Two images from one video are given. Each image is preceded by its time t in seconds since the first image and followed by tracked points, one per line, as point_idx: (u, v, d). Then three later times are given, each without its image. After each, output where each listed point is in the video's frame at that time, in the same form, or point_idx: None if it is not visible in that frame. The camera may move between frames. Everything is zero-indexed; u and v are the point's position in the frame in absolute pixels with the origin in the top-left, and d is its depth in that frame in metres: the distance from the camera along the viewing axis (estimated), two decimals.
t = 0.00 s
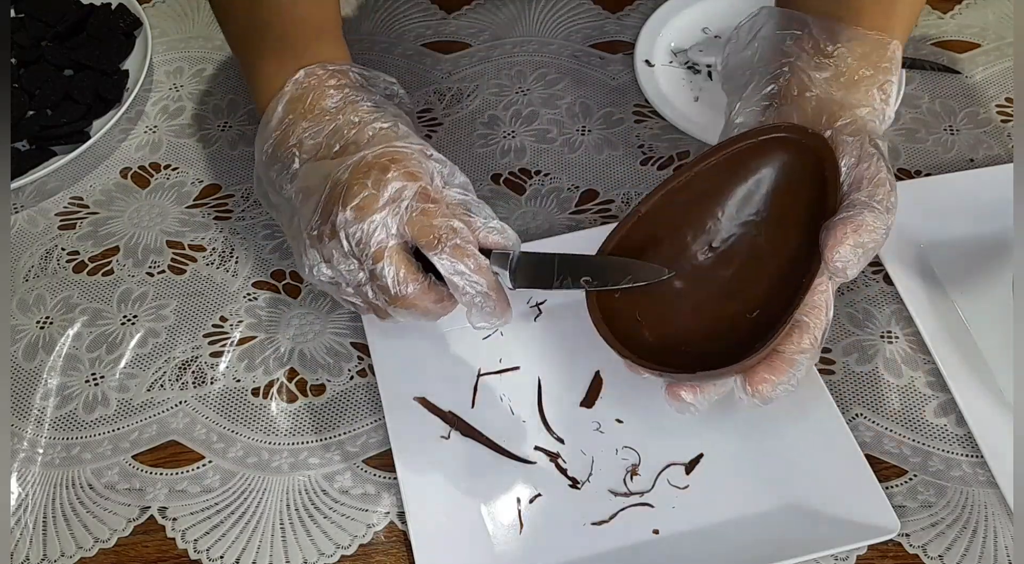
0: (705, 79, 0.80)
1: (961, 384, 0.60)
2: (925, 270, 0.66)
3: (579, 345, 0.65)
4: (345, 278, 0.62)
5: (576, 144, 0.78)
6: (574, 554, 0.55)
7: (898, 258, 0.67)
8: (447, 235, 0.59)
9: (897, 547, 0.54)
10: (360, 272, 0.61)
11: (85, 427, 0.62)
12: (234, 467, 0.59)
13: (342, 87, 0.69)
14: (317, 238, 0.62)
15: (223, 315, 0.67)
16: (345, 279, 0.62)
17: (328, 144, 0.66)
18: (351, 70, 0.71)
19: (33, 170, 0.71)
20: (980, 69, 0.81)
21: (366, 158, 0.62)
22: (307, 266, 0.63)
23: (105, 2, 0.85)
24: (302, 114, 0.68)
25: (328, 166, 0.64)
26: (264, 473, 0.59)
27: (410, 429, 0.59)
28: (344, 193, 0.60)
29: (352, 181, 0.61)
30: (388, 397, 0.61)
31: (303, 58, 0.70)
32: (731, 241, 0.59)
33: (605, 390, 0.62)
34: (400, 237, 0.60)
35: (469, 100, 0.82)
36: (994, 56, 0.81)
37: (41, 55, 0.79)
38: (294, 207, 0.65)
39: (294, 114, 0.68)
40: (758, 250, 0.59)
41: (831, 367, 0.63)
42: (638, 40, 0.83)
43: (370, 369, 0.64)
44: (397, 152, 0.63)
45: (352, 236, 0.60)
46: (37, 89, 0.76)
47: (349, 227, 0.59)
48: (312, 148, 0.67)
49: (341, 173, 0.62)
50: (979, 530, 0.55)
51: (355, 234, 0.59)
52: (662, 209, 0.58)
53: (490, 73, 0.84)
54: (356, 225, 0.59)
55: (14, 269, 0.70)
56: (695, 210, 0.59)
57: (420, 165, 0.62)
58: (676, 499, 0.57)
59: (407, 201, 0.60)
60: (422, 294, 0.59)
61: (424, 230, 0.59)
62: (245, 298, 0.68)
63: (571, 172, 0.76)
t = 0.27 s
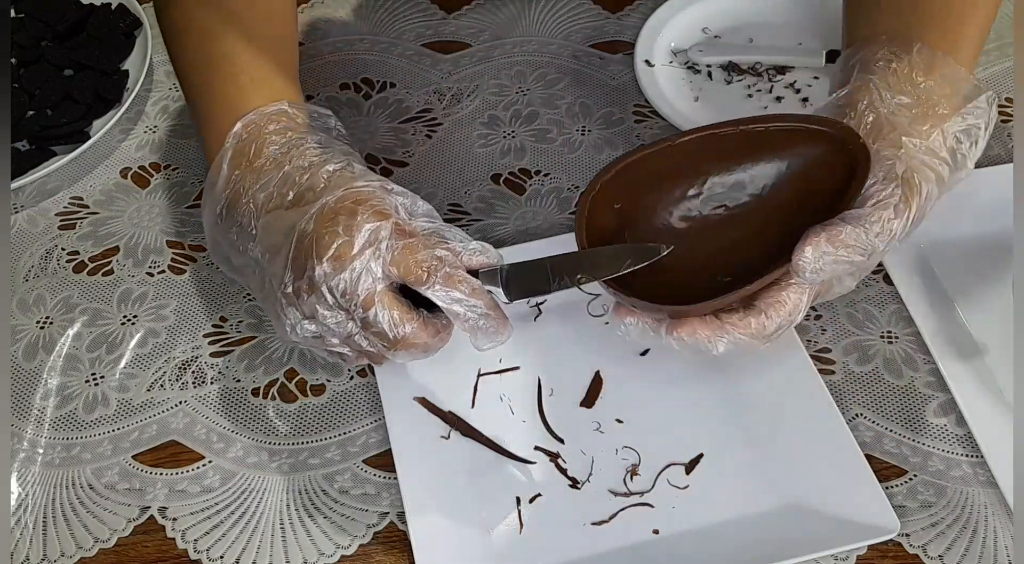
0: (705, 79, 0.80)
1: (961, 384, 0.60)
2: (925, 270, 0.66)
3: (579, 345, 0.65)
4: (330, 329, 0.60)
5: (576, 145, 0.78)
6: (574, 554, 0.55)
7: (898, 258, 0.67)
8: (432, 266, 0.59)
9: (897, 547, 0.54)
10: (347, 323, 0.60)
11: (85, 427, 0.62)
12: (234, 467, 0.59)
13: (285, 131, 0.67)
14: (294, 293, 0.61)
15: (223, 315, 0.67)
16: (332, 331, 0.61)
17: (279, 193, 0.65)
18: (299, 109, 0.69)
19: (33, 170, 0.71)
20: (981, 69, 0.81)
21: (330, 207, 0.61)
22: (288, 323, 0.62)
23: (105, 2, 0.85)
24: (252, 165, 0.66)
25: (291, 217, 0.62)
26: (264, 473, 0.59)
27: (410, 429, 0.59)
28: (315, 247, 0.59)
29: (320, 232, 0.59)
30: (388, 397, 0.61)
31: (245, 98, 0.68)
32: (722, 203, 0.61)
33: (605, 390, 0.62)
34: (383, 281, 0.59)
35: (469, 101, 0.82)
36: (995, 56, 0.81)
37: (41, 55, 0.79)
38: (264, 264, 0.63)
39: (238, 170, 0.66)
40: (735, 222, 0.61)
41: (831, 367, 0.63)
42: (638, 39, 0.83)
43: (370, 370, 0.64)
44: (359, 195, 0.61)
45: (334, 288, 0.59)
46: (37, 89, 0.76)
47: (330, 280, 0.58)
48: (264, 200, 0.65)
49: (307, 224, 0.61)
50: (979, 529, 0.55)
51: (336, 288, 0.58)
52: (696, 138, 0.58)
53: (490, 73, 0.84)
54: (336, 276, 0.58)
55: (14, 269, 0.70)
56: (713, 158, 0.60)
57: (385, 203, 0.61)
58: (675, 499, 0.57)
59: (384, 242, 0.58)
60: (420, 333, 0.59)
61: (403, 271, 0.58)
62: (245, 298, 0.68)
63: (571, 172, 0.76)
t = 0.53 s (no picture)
0: (705, 79, 0.80)
1: (961, 383, 0.60)
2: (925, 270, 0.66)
3: (578, 345, 0.65)
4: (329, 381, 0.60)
5: (576, 145, 0.78)
6: (573, 554, 0.55)
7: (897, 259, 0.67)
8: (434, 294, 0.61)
9: (897, 547, 0.54)
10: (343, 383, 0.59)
11: (85, 427, 0.62)
12: (234, 467, 0.59)
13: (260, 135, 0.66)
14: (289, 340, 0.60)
15: (223, 315, 0.67)
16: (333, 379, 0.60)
17: (268, 219, 0.64)
18: (304, 127, 0.68)
19: (33, 170, 0.71)
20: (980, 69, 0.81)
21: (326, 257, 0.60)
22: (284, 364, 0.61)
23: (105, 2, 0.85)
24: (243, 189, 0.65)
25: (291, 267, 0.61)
26: (264, 473, 0.59)
27: (410, 429, 0.59)
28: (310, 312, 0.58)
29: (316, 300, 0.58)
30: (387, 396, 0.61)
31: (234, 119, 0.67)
32: (684, 216, 0.61)
33: (606, 390, 0.62)
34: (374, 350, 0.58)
35: (469, 101, 0.82)
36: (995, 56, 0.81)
37: (41, 55, 0.79)
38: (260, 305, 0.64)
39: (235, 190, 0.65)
40: (673, 235, 0.61)
41: (831, 367, 0.63)
42: (638, 39, 0.83)
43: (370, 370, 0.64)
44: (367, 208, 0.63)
45: (321, 353, 0.58)
46: (37, 89, 0.76)
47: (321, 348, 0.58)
48: (259, 225, 0.64)
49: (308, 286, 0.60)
50: (979, 529, 0.55)
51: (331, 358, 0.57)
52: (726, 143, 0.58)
53: (490, 73, 0.84)
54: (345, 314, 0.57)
55: (14, 268, 0.70)
56: (713, 175, 0.59)
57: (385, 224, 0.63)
58: (675, 499, 0.57)
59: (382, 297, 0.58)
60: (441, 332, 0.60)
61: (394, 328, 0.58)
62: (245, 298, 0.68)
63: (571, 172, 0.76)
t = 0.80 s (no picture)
0: (705, 79, 0.80)
1: (961, 384, 0.60)
2: (925, 269, 0.66)
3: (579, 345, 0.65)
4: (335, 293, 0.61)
5: (576, 144, 0.78)
6: (574, 554, 0.55)
7: (896, 258, 0.67)
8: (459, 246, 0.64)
9: (897, 547, 0.54)
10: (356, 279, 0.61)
11: (85, 427, 0.62)
12: (234, 467, 0.59)
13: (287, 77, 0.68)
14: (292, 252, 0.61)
15: (223, 315, 0.67)
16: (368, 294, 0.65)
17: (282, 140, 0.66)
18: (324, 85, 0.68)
19: (33, 170, 0.71)
20: (980, 69, 0.81)
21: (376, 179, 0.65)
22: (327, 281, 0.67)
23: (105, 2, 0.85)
24: (337, 127, 0.68)
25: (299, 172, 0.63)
26: (264, 473, 0.59)
27: (410, 430, 0.59)
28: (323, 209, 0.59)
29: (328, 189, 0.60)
30: (387, 396, 0.61)
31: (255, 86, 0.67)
32: (678, 294, 0.57)
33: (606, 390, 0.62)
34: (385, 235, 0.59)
35: (469, 100, 0.82)
36: (995, 56, 0.81)
37: (40, 55, 0.79)
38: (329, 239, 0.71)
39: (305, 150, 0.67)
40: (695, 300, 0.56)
41: (831, 367, 0.63)
42: (638, 39, 0.83)
43: (370, 370, 0.64)
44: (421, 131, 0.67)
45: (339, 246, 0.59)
46: (37, 89, 0.76)
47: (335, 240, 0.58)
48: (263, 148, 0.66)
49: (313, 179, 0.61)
50: (979, 529, 0.55)
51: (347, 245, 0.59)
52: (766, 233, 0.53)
53: (490, 73, 0.84)
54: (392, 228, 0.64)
55: (14, 269, 0.70)
56: (735, 273, 0.55)
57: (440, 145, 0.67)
58: (675, 500, 0.57)
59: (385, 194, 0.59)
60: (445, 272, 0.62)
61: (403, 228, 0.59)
62: (245, 298, 0.68)
63: (571, 172, 0.76)
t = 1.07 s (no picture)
0: (705, 79, 0.80)
1: (961, 383, 0.60)
2: (925, 269, 0.66)
3: (579, 346, 0.65)
4: (354, 270, 0.61)
5: (575, 144, 0.78)
6: (574, 554, 0.55)
7: (897, 258, 0.67)
8: (449, 214, 0.60)
9: (897, 547, 0.54)
10: (371, 264, 0.60)
11: (85, 427, 0.62)
12: (234, 467, 0.59)
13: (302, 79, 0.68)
14: (314, 240, 0.61)
15: (223, 315, 0.67)
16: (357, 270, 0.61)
17: (298, 139, 0.65)
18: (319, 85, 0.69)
19: (33, 170, 0.71)
20: (980, 69, 0.81)
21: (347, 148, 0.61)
22: (307, 265, 0.63)
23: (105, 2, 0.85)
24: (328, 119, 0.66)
25: (309, 165, 0.62)
26: (264, 473, 0.59)
27: (410, 430, 0.59)
28: (333, 188, 0.58)
29: (339, 175, 0.59)
30: (387, 396, 0.61)
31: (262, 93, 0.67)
32: (712, 285, 0.59)
33: (606, 391, 0.62)
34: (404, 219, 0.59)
35: (469, 100, 0.82)
36: (994, 57, 0.81)
37: (40, 55, 0.79)
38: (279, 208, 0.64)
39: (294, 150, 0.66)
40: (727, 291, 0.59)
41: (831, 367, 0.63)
42: (638, 39, 0.83)
43: (370, 370, 0.64)
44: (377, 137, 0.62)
45: (355, 231, 0.59)
46: (37, 89, 0.76)
47: (350, 223, 0.58)
48: (283, 149, 0.66)
49: (326, 167, 0.61)
50: (979, 529, 0.55)
51: (359, 229, 0.58)
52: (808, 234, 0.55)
53: (489, 72, 0.84)
54: (356, 218, 0.58)
55: (14, 269, 0.70)
56: (772, 272, 0.57)
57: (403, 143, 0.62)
58: (676, 500, 0.57)
59: (402, 183, 0.58)
60: (438, 267, 0.61)
61: (423, 214, 0.60)
62: (245, 298, 0.68)
63: (571, 172, 0.76)
